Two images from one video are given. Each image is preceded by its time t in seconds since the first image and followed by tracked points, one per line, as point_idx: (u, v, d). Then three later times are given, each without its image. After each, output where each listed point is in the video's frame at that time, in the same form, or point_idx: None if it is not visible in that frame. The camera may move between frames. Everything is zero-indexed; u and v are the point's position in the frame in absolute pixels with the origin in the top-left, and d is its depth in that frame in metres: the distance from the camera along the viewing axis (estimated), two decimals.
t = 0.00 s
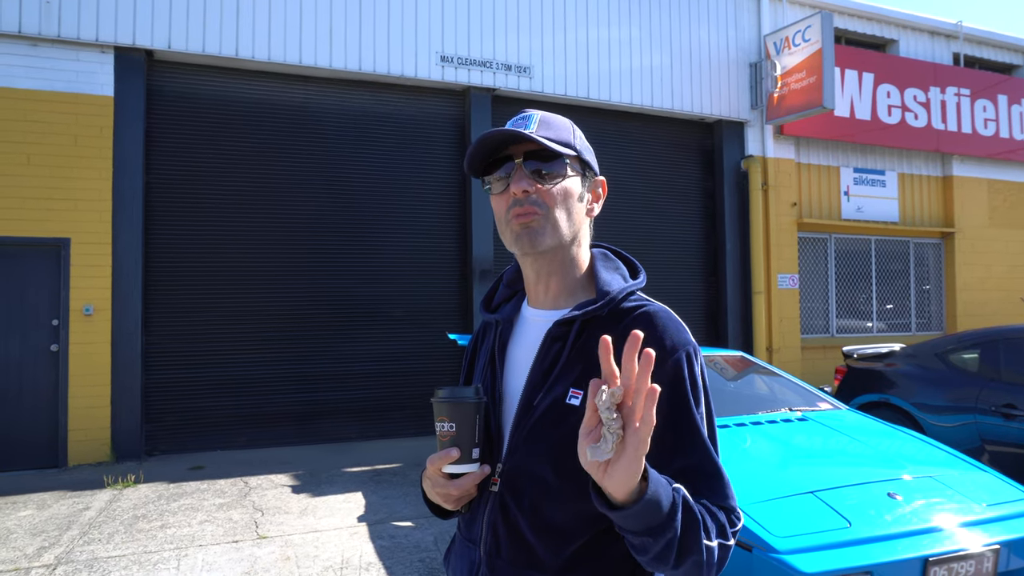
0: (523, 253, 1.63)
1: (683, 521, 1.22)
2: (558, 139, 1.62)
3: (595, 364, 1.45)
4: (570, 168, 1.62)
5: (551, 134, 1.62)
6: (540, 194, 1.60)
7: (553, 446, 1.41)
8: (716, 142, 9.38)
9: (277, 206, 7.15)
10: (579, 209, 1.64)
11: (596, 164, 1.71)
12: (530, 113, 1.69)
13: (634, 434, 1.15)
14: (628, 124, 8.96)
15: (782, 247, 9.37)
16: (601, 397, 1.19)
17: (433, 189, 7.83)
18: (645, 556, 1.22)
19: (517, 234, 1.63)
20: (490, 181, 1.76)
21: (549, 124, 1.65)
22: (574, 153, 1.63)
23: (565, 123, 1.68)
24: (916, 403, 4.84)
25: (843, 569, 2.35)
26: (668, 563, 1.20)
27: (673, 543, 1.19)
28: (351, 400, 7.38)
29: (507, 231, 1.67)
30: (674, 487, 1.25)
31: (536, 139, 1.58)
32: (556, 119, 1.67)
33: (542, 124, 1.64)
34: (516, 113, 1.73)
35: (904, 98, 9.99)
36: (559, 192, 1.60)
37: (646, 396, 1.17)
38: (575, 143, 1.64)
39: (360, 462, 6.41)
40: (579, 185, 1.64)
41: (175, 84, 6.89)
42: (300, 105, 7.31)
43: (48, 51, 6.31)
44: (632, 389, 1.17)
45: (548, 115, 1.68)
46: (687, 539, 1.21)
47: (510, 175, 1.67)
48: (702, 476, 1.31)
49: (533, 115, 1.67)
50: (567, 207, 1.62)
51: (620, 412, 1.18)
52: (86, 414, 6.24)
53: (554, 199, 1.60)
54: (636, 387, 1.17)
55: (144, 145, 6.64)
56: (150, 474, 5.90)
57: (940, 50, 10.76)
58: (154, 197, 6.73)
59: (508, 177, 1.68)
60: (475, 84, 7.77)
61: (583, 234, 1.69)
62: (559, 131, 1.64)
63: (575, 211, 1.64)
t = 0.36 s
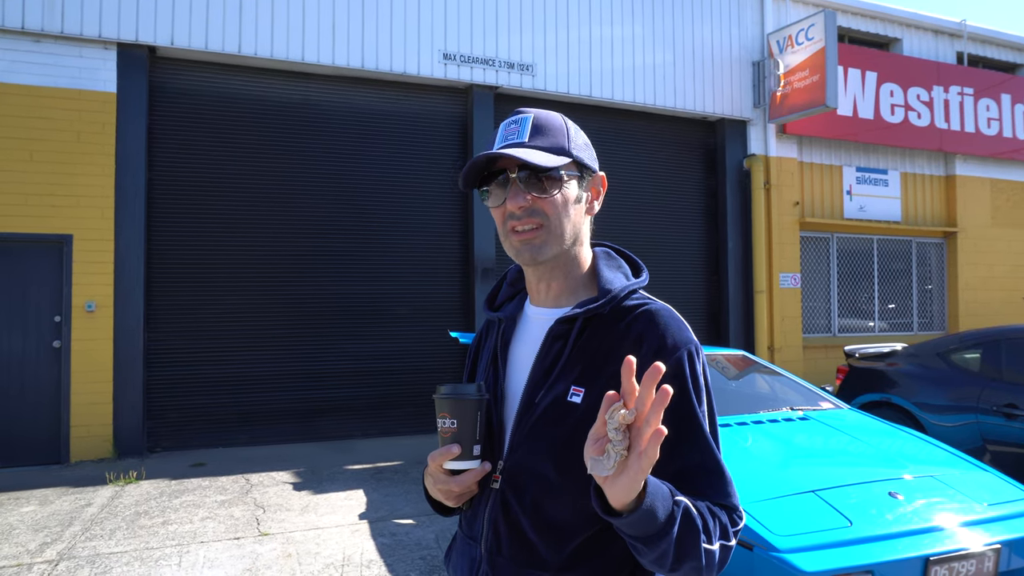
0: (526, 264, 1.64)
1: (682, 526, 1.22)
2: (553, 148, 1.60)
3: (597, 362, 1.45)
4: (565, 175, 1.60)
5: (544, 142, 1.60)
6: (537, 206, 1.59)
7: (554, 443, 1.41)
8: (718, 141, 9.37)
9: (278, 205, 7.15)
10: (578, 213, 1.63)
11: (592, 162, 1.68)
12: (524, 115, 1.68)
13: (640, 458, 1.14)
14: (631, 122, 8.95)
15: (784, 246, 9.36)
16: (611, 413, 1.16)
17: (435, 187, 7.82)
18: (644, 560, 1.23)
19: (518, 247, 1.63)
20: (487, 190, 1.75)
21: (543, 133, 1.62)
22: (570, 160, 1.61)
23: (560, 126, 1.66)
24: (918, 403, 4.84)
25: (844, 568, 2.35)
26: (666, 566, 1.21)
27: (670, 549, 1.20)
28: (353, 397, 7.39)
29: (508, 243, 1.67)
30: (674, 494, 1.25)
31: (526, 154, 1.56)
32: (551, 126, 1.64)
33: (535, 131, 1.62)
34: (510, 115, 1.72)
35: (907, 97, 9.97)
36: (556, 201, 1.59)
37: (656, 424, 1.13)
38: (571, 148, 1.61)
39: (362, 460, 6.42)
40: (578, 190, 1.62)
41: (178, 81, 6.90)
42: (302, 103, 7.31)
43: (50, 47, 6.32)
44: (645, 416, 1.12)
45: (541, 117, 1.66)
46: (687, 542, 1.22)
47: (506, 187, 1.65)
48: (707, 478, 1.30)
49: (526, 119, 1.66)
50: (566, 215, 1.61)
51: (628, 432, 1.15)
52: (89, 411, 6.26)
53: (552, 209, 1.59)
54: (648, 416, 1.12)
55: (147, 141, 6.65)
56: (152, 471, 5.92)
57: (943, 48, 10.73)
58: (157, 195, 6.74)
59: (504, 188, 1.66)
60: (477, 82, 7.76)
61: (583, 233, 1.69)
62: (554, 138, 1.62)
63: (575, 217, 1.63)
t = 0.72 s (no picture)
0: (525, 267, 1.64)
1: (688, 528, 1.22)
2: (553, 151, 1.60)
3: (602, 362, 1.45)
4: (564, 176, 1.60)
5: (543, 143, 1.61)
6: (534, 208, 1.59)
7: (559, 443, 1.42)
8: (721, 139, 9.36)
9: (282, 204, 7.16)
10: (578, 214, 1.62)
11: (596, 162, 1.67)
12: (527, 114, 1.69)
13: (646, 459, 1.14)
14: (633, 121, 8.94)
15: (787, 245, 9.34)
16: (613, 416, 1.16)
17: (438, 186, 7.83)
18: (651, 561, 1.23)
19: (516, 249, 1.63)
20: (488, 190, 1.75)
21: (544, 135, 1.62)
22: (570, 161, 1.61)
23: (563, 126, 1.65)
24: (922, 401, 4.83)
25: (849, 567, 2.35)
26: (672, 567, 1.22)
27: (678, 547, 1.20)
28: (356, 396, 7.40)
29: (507, 243, 1.68)
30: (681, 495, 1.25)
31: (522, 156, 1.58)
32: (553, 126, 1.64)
33: (535, 132, 1.64)
34: (516, 112, 1.74)
35: (910, 95, 9.94)
36: (553, 203, 1.58)
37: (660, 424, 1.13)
38: (573, 149, 1.61)
39: (365, 459, 6.43)
40: (577, 192, 1.62)
41: (181, 80, 6.91)
42: (305, 102, 7.32)
43: (55, 48, 6.33)
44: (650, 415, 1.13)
45: (544, 115, 1.67)
46: (693, 544, 1.22)
47: (505, 188, 1.65)
48: (715, 477, 1.30)
49: (528, 118, 1.67)
50: (564, 216, 1.60)
51: (631, 434, 1.15)
52: (93, 410, 6.28)
53: (549, 211, 1.59)
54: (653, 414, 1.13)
55: (151, 141, 6.67)
56: (157, 470, 5.93)
57: (947, 46, 10.70)
58: (161, 195, 6.76)
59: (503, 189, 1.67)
60: (480, 82, 7.76)
61: (588, 233, 1.70)
62: (554, 140, 1.61)
63: (575, 219, 1.62)
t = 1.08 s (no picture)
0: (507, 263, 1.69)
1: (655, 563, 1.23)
2: (529, 149, 1.60)
3: (603, 365, 1.45)
4: (532, 175, 1.60)
5: (518, 142, 1.61)
6: (503, 208, 1.63)
7: (560, 446, 1.41)
8: (720, 139, 9.36)
9: (280, 204, 7.16)
10: (550, 214, 1.60)
11: (579, 157, 1.60)
12: (521, 114, 1.69)
13: (533, 535, 1.19)
14: (632, 120, 8.94)
15: (786, 245, 9.34)
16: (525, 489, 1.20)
17: (437, 187, 7.82)
18: None
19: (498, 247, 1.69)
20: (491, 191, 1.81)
21: (525, 133, 1.61)
22: (544, 159, 1.59)
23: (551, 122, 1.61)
24: (921, 400, 4.83)
25: (848, 567, 2.35)
26: None
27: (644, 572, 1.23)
28: (355, 396, 7.39)
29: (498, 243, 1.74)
30: (644, 535, 1.23)
31: (490, 158, 1.62)
32: (538, 123, 1.62)
33: (517, 132, 1.64)
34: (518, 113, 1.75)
35: (909, 94, 9.95)
36: (518, 203, 1.61)
37: (508, 513, 1.18)
38: (549, 147, 1.58)
39: (364, 459, 6.43)
40: (552, 190, 1.59)
41: (179, 81, 6.90)
42: (303, 102, 7.31)
43: (53, 48, 6.32)
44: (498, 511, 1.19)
45: (532, 114, 1.65)
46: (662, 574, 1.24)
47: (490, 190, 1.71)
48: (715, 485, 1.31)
49: (518, 118, 1.67)
50: (533, 215, 1.60)
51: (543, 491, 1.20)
52: (91, 411, 6.27)
53: (515, 211, 1.62)
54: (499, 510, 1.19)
55: (149, 141, 6.65)
56: (155, 471, 5.93)
57: (946, 45, 10.70)
58: (159, 196, 6.75)
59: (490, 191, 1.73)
60: (479, 81, 7.76)
61: (585, 235, 1.66)
62: (533, 138, 1.60)
63: (549, 218, 1.60)
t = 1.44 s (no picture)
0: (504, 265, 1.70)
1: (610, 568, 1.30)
2: (520, 150, 1.60)
3: (602, 368, 1.44)
4: (523, 176, 1.60)
5: (510, 143, 1.62)
6: (496, 210, 1.65)
7: (559, 449, 1.41)
8: (716, 140, 9.38)
9: (276, 206, 7.14)
10: (540, 215, 1.60)
11: (570, 156, 1.59)
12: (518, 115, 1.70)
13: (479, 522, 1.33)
14: (628, 122, 8.95)
15: (782, 245, 9.36)
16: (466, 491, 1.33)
17: (434, 188, 7.82)
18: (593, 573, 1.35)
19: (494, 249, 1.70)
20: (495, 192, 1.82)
21: (518, 133, 1.62)
22: (533, 159, 1.59)
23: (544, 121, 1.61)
24: (917, 400, 4.84)
25: (846, 567, 2.35)
26: None
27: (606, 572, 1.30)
28: (352, 399, 7.38)
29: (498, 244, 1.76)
30: (603, 544, 1.28)
31: (483, 160, 1.64)
32: (531, 124, 1.62)
33: (510, 132, 1.65)
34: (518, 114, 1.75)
35: (903, 95, 9.98)
36: (509, 204, 1.62)
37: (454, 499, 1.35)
38: (539, 147, 1.58)
39: (362, 461, 6.41)
40: (543, 191, 1.59)
41: (174, 83, 6.89)
42: (299, 104, 7.30)
43: (48, 50, 6.30)
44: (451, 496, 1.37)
45: (527, 115, 1.66)
46: None
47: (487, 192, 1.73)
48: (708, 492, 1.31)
49: (514, 119, 1.68)
50: (523, 217, 1.61)
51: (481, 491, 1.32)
52: (87, 415, 6.24)
53: (507, 212, 1.63)
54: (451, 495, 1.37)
55: (144, 143, 6.64)
56: (151, 475, 5.90)
57: (940, 46, 10.74)
58: (155, 198, 6.73)
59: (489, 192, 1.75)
60: (475, 83, 7.76)
61: (581, 236, 1.65)
62: (524, 138, 1.60)
63: (541, 219, 1.60)
